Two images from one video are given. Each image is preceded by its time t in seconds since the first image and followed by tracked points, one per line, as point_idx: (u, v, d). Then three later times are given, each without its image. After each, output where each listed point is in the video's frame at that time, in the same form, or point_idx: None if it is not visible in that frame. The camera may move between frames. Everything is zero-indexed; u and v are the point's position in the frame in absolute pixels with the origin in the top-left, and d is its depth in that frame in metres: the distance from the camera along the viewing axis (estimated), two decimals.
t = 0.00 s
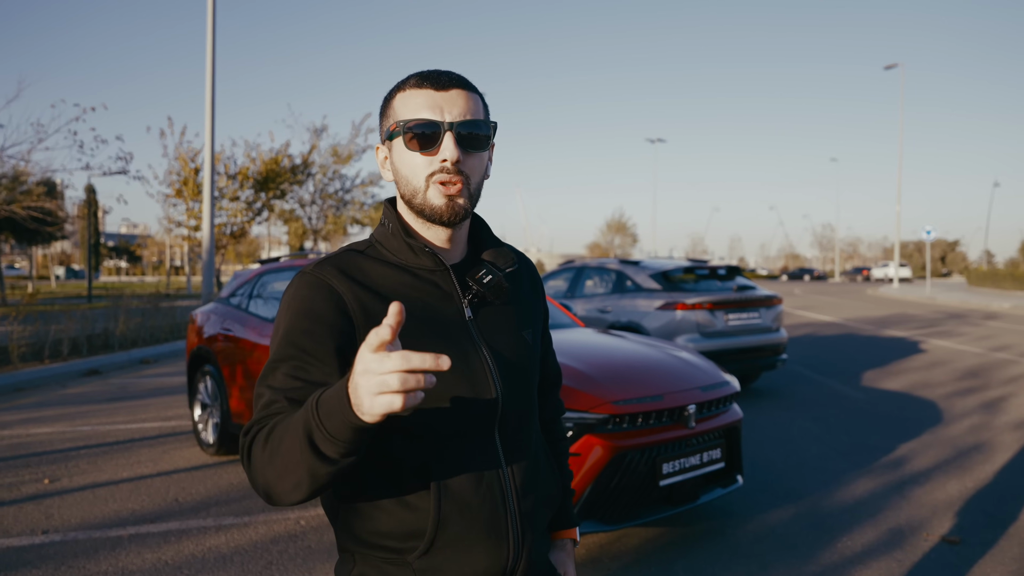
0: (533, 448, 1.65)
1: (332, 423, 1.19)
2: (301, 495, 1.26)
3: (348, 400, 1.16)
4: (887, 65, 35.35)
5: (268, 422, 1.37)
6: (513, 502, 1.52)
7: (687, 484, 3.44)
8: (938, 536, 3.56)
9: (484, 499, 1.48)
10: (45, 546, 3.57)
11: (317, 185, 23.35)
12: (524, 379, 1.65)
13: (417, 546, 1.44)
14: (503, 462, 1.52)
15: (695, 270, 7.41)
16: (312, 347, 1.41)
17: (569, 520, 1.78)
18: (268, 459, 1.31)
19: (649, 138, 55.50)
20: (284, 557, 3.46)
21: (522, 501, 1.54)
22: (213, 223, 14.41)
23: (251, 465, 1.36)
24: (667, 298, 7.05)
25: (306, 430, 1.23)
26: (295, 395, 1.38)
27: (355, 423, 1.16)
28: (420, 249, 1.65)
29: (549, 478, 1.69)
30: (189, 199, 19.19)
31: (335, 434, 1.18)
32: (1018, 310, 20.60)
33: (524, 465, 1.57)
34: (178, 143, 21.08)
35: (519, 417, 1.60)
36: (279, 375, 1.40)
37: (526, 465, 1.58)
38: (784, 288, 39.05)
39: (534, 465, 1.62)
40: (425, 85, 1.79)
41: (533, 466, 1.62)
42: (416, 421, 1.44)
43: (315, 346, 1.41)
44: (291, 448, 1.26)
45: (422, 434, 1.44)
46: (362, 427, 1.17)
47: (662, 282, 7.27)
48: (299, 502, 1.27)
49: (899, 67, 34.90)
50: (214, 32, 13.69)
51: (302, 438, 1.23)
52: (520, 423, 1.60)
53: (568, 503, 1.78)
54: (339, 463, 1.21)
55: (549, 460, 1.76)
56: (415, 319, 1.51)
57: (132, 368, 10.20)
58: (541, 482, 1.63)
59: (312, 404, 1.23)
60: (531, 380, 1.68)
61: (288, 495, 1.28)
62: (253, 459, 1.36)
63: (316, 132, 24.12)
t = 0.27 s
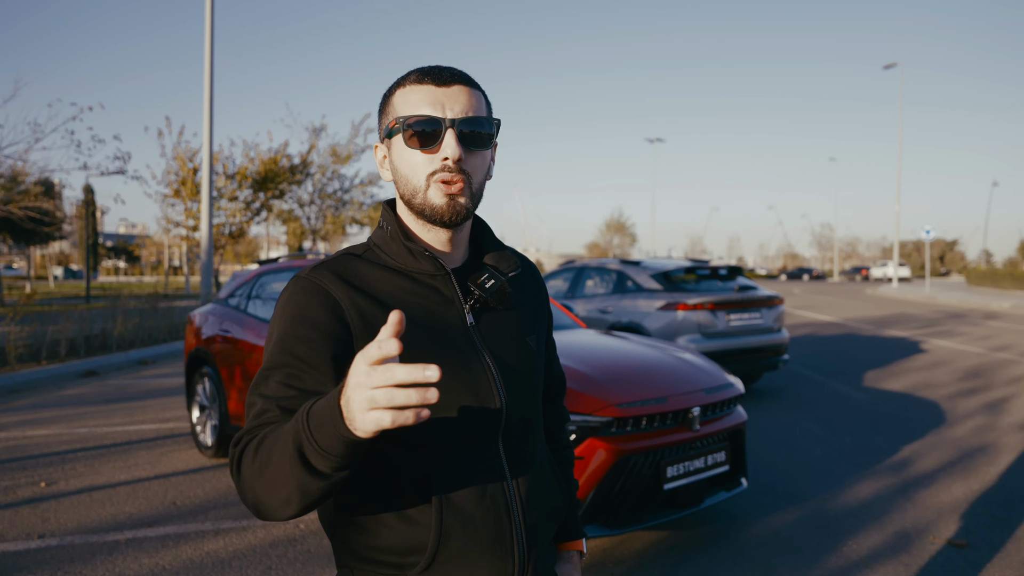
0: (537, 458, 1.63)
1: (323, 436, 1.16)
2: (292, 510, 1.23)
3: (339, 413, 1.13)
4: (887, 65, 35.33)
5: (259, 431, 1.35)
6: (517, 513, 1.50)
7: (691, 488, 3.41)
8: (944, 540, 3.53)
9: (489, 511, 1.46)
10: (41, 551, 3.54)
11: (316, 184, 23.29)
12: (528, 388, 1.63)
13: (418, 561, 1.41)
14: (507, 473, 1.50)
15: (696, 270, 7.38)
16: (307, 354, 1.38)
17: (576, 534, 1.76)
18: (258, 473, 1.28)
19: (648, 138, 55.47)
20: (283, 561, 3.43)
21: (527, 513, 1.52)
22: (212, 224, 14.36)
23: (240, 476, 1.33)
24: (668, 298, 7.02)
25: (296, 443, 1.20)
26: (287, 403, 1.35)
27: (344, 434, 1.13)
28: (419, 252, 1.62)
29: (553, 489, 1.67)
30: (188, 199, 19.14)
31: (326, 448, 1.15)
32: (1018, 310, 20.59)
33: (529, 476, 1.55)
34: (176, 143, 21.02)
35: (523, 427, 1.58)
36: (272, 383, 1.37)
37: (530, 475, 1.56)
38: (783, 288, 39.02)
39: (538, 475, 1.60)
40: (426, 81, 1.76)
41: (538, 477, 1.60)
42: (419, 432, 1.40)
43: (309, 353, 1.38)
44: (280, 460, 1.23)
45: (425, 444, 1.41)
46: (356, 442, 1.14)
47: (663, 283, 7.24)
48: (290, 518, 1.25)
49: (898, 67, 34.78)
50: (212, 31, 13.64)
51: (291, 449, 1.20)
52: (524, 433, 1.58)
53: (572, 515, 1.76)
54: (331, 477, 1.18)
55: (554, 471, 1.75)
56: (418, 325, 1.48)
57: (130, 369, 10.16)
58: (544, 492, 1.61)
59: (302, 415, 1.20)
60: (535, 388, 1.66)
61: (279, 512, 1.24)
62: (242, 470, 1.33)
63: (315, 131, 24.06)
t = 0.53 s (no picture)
0: (545, 473, 1.61)
1: (314, 437, 1.09)
2: (278, 514, 1.17)
3: (334, 416, 1.06)
4: (886, 65, 35.34)
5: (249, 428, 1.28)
6: (526, 530, 1.48)
7: (696, 493, 3.38)
8: (951, 544, 3.51)
9: (496, 528, 1.44)
10: (39, 556, 3.51)
11: (315, 184, 23.24)
12: (537, 400, 1.61)
13: None
14: (515, 488, 1.48)
15: (697, 271, 7.36)
16: (307, 355, 1.34)
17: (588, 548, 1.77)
18: (242, 473, 1.22)
19: (647, 138, 55.46)
20: (283, 567, 3.40)
21: (536, 529, 1.51)
22: (210, 224, 14.33)
23: (223, 476, 1.27)
24: (669, 299, 7.00)
25: (286, 441, 1.13)
26: (282, 397, 1.30)
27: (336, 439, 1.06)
28: (424, 259, 1.61)
29: (562, 503, 1.66)
30: (186, 199, 19.09)
31: (318, 451, 1.09)
32: (1017, 310, 20.59)
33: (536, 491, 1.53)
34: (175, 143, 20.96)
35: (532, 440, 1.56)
36: (267, 380, 1.32)
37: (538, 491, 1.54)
38: (783, 288, 39.00)
39: (546, 490, 1.58)
40: (426, 80, 1.74)
41: (546, 491, 1.59)
42: (425, 445, 1.38)
43: (309, 354, 1.34)
44: (268, 459, 1.17)
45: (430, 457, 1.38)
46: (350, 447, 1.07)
47: (664, 283, 7.22)
48: (274, 524, 1.18)
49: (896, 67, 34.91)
50: (211, 31, 13.61)
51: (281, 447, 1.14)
52: (532, 447, 1.56)
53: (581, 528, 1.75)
54: (323, 482, 1.12)
55: (563, 483, 1.73)
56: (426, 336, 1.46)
57: (128, 369, 10.12)
58: (552, 507, 1.59)
59: (294, 412, 1.14)
60: (544, 399, 1.64)
61: (264, 516, 1.19)
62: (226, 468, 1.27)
63: (314, 131, 24.01)
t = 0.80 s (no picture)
0: (557, 483, 1.60)
1: (336, 383, 1.05)
2: (298, 485, 1.10)
3: (358, 351, 1.03)
4: (884, 65, 35.38)
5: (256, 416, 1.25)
6: (535, 543, 1.47)
7: (699, 496, 3.37)
8: (956, 548, 3.50)
9: (506, 537, 1.43)
10: (36, 560, 3.49)
11: (313, 184, 23.21)
12: (547, 409, 1.59)
13: None
14: (523, 497, 1.47)
15: (697, 272, 7.35)
16: (314, 350, 1.33)
17: (599, 558, 1.77)
18: (258, 445, 1.16)
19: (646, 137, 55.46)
20: (283, 571, 3.38)
21: (546, 540, 1.49)
22: (208, 224, 14.29)
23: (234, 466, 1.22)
24: (670, 300, 6.99)
25: (306, 393, 1.08)
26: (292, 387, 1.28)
27: (362, 377, 1.02)
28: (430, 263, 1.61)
29: (574, 514, 1.64)
30: (184, 199, 19.05)
31: (339, 398, 1.04)
32: (1016, 310, 20.60)
33: (546, 501, 1.52)
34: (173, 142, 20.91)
35: (542, 448, 1.55)
36: (273, 374, 1.31)
37: (547, 500, 1.53)
38: (781, 287, 39.01)
39: (557, 499, 1.57)
40: (433, 81, 1.73)
41: (556, 501, 1.57)
42: (435, 453, 1.36)
43: (315, 346, 1.34)
44: (285, 425, 1.11)
45: (440, 466, 1.36)
46: (376, 388, 1.02)
47: (665, 284, 7.21)
48: (294, 496, 1.11)
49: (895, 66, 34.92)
50: (209, 30, 13.56)
51: (300, 402, 1.08)
52: (542, 455, 1.54)
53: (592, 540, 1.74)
54: (345, 441, 1.06)
55: (574, 492, 1.72)
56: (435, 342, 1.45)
57: (126, 370, 10.09)
58: (564, 517, 1.58)
59: (313, 365, 1.10)
60: (554, 407, 1.62)
61: (283, 489, 1.11)
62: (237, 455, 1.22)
63: (312, 131, 23.97)
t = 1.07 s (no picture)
0: (563, 489, 1.59)
1: (371, 363, 1.03)
2: (333, 476, 1.07)
3: (397, 327, 1.01)
4: (883, 64, 35.42)
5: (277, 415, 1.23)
6: (541, 552, 1.47)
7: (700, 497, 3.36)
8: (957, 549, 3.50)
9: (511, 544, 1.42)
10: (33, 563, 3.47)
11: (311, 184, 23.18)
12: (554, 414, 1.59)
13: None
14: (528, 503, 1.47)
15: (696, 272, 7.35)
16: (323, 350, 1.33)
17: (606, 566, 1.77)
18: (288, 439, 1.13)
19: (643, 137, 55.49)
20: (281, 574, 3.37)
21: (551, 548, 1.49)
22: (206, 224, 14.26)
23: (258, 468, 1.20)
24: (669, 300, 6.98)
25: (340, 376, 1.06)
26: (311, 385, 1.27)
27: (402, 353, 1.00)
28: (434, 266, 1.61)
29: (580, 520, 1.64)
30: (182, 199, 19.02)
31: (377, 381, 1.02)
32: (1013, 310, 20.63)
33: (551, 508, 1.52)
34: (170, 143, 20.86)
35: (549, 454, 1.54)
36: (285, 375, 1.29)
37: (553, 507, 1.53)
38: (779, 287, 39.09)
39: (562, 505, 1.56)
40: (436, 82, 1.72)
41: (562, 507, 1.56)
42: (443, 459, 1.36)
43: (323, 345, 1.33)
44: (316, 414, 1.09)
45: (446, 472, 1.35)
46: (416, 364, 1.01)
47: (664, 284, 7.20)
48: (328, 487, 1.08)
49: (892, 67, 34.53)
50: (206, 30, 13.53)
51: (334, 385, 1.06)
52: (548, 461, 1.54)
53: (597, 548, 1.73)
54: (383, 425, 1.04)
55: (580, 498, 1.72)
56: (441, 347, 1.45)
57: (123, 371, 10.06)
58: (569, 523, 1.57)
59: (346, 349, 1.08)
60: (560, 412, 1.62)
61: (318, 481, 1.08)
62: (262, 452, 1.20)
63: (310, 130, 23.93)
